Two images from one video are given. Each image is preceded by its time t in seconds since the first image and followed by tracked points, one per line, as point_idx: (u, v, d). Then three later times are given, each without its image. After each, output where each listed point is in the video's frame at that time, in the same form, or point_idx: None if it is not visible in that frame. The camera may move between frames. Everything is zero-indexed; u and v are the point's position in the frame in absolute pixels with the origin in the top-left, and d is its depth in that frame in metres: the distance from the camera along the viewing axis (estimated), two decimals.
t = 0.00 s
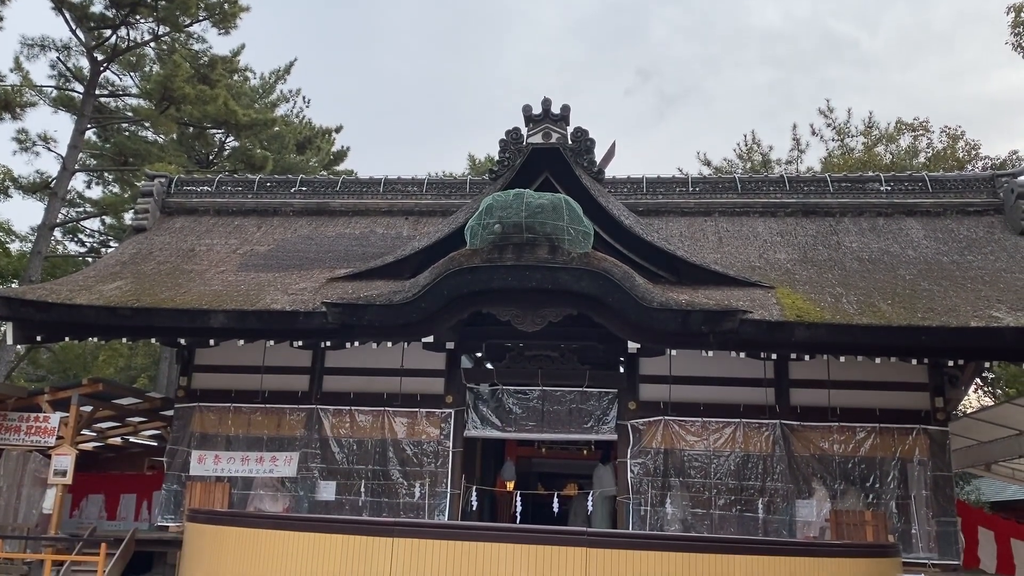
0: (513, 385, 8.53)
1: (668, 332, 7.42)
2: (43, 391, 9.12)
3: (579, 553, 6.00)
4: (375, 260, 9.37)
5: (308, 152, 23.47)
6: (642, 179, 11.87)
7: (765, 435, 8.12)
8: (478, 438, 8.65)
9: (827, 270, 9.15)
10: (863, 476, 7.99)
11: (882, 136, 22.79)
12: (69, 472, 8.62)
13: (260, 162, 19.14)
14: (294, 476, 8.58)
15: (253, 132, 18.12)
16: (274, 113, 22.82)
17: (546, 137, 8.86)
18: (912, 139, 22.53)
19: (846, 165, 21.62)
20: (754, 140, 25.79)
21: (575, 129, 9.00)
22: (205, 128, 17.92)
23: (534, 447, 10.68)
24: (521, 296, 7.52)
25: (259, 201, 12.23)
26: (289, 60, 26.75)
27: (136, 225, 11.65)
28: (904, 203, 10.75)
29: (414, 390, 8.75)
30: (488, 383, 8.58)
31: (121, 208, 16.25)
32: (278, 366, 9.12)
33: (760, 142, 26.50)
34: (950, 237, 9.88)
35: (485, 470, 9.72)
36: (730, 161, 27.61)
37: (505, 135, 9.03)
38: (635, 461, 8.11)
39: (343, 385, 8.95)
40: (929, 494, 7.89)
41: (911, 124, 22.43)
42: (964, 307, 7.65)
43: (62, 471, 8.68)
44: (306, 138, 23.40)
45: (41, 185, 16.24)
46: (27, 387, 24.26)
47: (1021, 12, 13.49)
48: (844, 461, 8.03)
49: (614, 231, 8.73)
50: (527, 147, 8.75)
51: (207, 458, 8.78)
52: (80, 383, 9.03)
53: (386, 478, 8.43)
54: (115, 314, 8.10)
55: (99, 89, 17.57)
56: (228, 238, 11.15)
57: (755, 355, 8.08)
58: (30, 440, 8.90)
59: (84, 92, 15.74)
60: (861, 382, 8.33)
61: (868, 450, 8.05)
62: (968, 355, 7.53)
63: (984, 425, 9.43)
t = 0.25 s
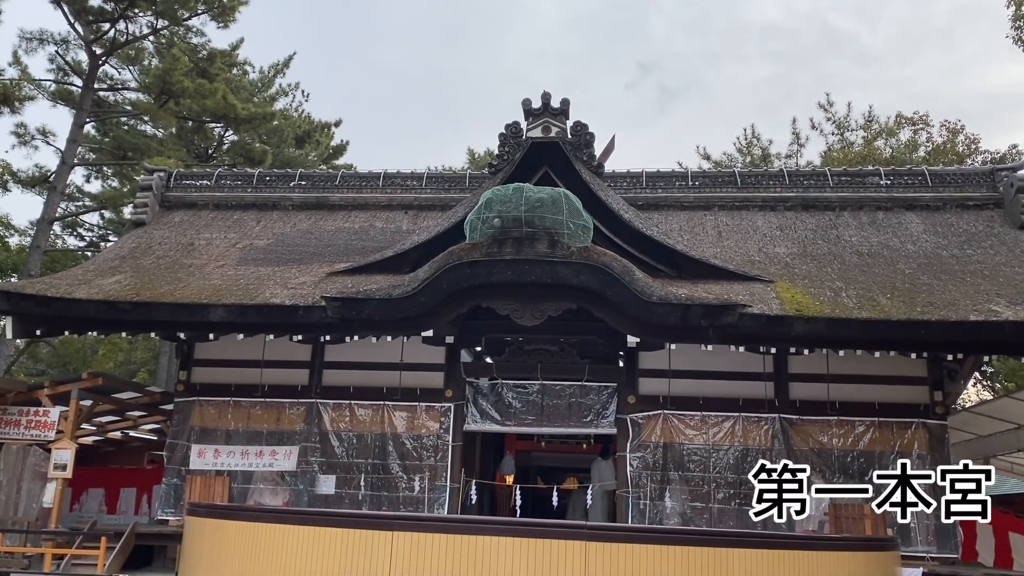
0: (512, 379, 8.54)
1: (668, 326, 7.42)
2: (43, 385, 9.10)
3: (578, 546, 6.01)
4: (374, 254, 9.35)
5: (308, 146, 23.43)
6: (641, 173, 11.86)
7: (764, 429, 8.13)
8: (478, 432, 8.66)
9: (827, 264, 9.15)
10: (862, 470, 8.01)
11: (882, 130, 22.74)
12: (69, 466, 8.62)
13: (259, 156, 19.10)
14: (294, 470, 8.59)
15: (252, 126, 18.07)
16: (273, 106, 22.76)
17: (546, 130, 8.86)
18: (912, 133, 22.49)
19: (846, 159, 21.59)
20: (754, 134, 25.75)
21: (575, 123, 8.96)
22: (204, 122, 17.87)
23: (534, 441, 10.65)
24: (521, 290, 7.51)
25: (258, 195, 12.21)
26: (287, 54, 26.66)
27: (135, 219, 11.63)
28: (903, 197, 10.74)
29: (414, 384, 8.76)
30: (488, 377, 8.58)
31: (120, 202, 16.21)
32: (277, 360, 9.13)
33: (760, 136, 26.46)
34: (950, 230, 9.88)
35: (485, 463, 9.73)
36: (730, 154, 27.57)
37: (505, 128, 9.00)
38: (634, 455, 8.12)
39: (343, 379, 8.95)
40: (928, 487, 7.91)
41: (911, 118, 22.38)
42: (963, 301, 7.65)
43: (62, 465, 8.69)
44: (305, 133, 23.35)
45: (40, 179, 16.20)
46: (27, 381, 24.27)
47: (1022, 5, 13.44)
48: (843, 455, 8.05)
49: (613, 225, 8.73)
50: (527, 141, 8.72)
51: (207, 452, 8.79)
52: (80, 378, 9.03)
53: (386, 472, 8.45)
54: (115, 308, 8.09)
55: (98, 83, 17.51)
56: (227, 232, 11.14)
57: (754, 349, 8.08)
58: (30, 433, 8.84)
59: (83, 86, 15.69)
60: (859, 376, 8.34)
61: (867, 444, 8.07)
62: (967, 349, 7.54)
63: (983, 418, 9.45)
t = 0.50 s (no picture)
0: (512, 374, 8.54)
1: (668, 321, 7.42)
2: (43, 380, 9.13)
3: (577, 540, 6.02)
4: (374, 250, 9.35)
5: (307, 141, 23.40)
6: (641, 168, 11.84)
7: (763, 423, 8.14)
8: (477, 427, 8.65)
9: (827, 259, 9.15)
10: (861, 464, 8.02)
11: (882, 125, 22.70)
12: (69, 461, 8.63)
13: (258, 151, 19.07)
14: (294, 464, 8.60)
15: (251, 121, 18.02)
16: (272, 101, 22.71)
17: (546, 125, 8.81)
18: (912, 128, 22.45)
19: (846, 154, 21.55)
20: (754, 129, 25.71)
21: (575, 117, 8.93)
22: (203, 117, 17.82)
23: (534, 435, 10.70)
24: (520, 286, 7.50)
25: (258, 190, 12.19)
26: (286, 48, 26.59)
27: (135, 214, 11.62)
28: (903, 192, 10.73)
29: (413, 379, 8.77)
30: (487, 372, 8.58)
31: (120, 197, 16.18)
32: (277, 355, 9.13)
33: (760, 131, 26.42)
34: (950, 225, 9.87)
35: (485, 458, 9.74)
36: (729, 150, 27.53)
37: (504, 123, 8.97)
38: (634, 450, 8.13)
39: (342, 374, 8.95)
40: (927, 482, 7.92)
41: (910, 113, 22.34)
42: (963, 296, 7.64)
43: (62, 460, 8.70)
44: (304, 127, 23.32)
45: (39, 174, 16.16)
46: (27, 376, 24.27)
47: None
48: (842, 450, 8.06)
49: (613, 220, 8.71)
50: (526, 136, 8.68)
51: (206, 447, 8.79)
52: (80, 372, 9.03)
53: (386, 467, 8.45)
54: (114, 303, 8.09)
55: (97, 78, 17.47)
56: (227, 228, 11.13)
57: (754, 344, 8.08)
58: (30, 428, 8.88)
59: (82, 80, 15.64)
60: (858, 371, 8.35)
61: (867, 438, 8.08)
62: (966, 344, 7.54)
63: (982, 413, 9.45)
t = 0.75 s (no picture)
0: (511, 368, 8.54)
1: (667, 316, 7.41)
2: (42, 375, 9.11)
3: (577, 534, 6.04)
4: (373, 244, 9.35)
5: (306, 135, 23.33)
6: (641, 162, 11.82)
7: (762, 418, 8.14)
8: (477, 421, 8.62)
9: (826, 253, 9.15)
10: (860, 458, 8.03)
11: (881, 119, 22.65)
12: (69, 456, 8.63)
13: (257, 146, 19.03)
14: (293, 459, 8.61)
15: (250, 115, 17.97)
16: (270, 95, 22.64)
17: (545, 119, 8.80)
18: (912, 122, 22.41)
19: (846, 148, 21.51)
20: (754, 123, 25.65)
21: (574, 112, 8.92)
22: (202, 112, 17.77)
23: (533, 430, 10.73)
24: (519, 280, 7.49)
25: (257, 185, 12.17)
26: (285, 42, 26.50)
27: (134, 209, 11.60)
28: (903, 186, 10.72)
29: (413, 373, 8.78)
30: (487, 367, 8.58)
31: (119, 192, 16.14)
32: (276, 349, 9.13)
33: (760, 125, 26.37)
34: (949, 219, 9.87)
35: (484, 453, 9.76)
36: (728, 144, 27.47)
37: (504, 117, 8.95)
38: (633, 444, 8.13)
39: (342, 369, 8.96)
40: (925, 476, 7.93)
41: (910, 107, 22.29)
42: (962, 290, 7.64)
43: (62, 455, 8.70)
44: (303, 122, 23.27)
45: (38, 168, 16.12)
46: (27, 370, 24.25)
47: None
48: (841, 444, 8.07)
49: (612, 214, 8.71)
50: (525, 130, 8.66)
51: (206, 441, 8.80)
52: (79, 367, 9.02)
53: (386, 461, 8.47)
54: (114, 298, 8.08)
55: (95, 72, 17.41)
56: (226, 222, 11.11)
57: (753, 339, 8.09)
58: (30, 423, 8.86)
59: (81, 75, 15.60)
60: (857, 365, 8.37)
61: (866, 432, 8.09)
62: (965, 338, 7.54)
63: (981, 407, 9.47)
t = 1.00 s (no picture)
0: (511, 364, 8.54)
1: (667, 311, 7.41)
2: (42, 370, 9.11)
3: (577, 529, 6.05)
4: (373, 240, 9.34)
5: (305, 130, 23.28)
6: (640, 157, 11.80)
7: (762, 413, 8.14)
8: (477, 416, 8.66)
9: (826, 248, 9.15)
10: (859, 453, 8.04)
11: (881, 114, 22.61)
12: (69, 451, 8.64)
13: (256, 141, 18.99)
14: (293, 454, 8.62)
15: (249, 110, 17.92)
16: (269, 91, 22.58)
17: (545, 114, 8.79)
18: (911, 117, 22.37)
19: (846, 143, 21.48)
20: (753, 118, 25.61)
21: (574, 107, 8.91)
22: (201, 107, 17.72)
23: (533, 425, 10.76)
24: (519, 276, 7.48)
25: (256, 180, 12.15)
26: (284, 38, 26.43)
27: (133, 204, 11.58)
28: (903, 181, 10.71)
29: (413, 369, 8.78)
30: (486, 362, 8.58)
31: (118, 187, 16.09)
32: (276, 345, 9.13)
33: (759, 120, 26.33)
34: (949, 214, 9.86)
35: (484, 449, 9.77)
36: (728, 139, 27.44)
37: (504, 112, 8.92)
38: (633, 439, 8.14)
39: (341, 364, 8.96)
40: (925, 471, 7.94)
41: (910, 102, 22.25)
42: (962, 285, 7.65)
43: (62, 450, 8.70)
44: (303, 117, 23.23)
45: (37, 164, 16.08)
46: (26, 366, 24.24)
47: None
48: (841, 439, 8.08)
49: (612, 210, 8.70)
50: (525, 125, 8.64)
51: (206, 437, 8.80)
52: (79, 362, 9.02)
53: (385, 456, 8.47)
54: (113, 293, 8.07)
55: (94, 68, 17.35)
56: (225, 217, 11.10)
57: (753, 334, 8.09)
58: (30, 419, 8.85)
59: (79, 70, 15.55)
60: (857, 360, 8.38)
61: (865, 427, 8.09)
62: (965, 333, 7.54)
63: (980, 402, 9.48)
